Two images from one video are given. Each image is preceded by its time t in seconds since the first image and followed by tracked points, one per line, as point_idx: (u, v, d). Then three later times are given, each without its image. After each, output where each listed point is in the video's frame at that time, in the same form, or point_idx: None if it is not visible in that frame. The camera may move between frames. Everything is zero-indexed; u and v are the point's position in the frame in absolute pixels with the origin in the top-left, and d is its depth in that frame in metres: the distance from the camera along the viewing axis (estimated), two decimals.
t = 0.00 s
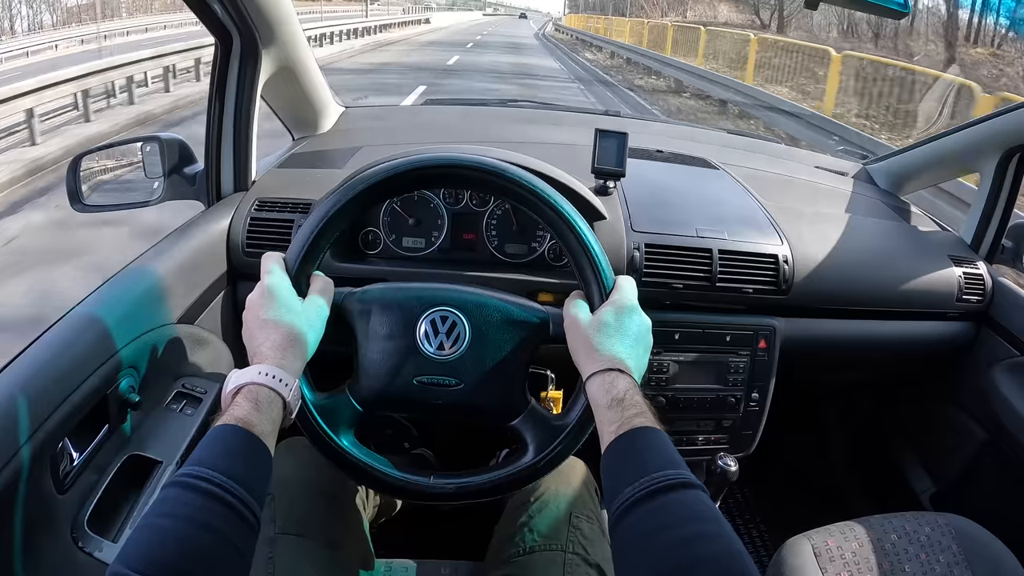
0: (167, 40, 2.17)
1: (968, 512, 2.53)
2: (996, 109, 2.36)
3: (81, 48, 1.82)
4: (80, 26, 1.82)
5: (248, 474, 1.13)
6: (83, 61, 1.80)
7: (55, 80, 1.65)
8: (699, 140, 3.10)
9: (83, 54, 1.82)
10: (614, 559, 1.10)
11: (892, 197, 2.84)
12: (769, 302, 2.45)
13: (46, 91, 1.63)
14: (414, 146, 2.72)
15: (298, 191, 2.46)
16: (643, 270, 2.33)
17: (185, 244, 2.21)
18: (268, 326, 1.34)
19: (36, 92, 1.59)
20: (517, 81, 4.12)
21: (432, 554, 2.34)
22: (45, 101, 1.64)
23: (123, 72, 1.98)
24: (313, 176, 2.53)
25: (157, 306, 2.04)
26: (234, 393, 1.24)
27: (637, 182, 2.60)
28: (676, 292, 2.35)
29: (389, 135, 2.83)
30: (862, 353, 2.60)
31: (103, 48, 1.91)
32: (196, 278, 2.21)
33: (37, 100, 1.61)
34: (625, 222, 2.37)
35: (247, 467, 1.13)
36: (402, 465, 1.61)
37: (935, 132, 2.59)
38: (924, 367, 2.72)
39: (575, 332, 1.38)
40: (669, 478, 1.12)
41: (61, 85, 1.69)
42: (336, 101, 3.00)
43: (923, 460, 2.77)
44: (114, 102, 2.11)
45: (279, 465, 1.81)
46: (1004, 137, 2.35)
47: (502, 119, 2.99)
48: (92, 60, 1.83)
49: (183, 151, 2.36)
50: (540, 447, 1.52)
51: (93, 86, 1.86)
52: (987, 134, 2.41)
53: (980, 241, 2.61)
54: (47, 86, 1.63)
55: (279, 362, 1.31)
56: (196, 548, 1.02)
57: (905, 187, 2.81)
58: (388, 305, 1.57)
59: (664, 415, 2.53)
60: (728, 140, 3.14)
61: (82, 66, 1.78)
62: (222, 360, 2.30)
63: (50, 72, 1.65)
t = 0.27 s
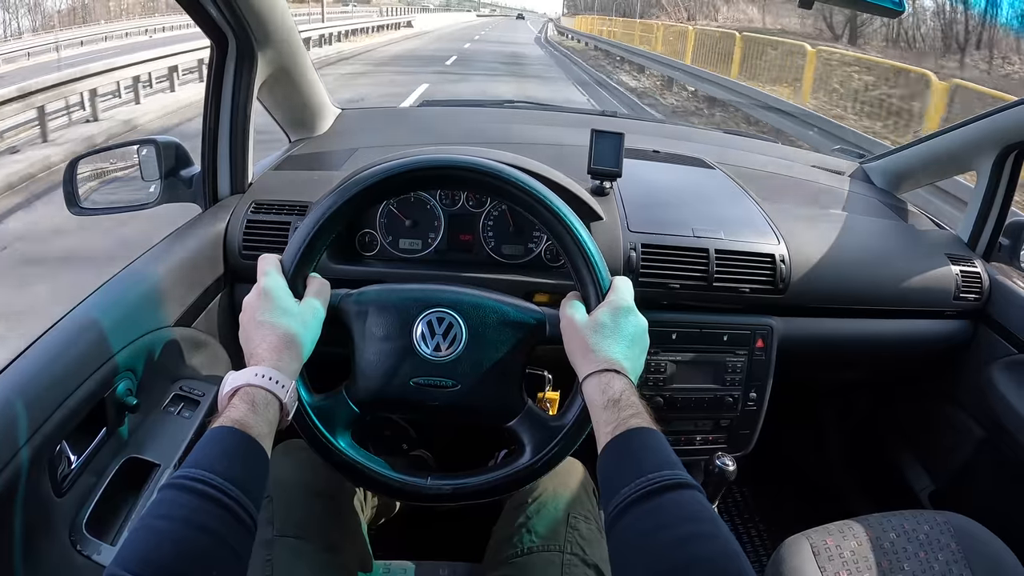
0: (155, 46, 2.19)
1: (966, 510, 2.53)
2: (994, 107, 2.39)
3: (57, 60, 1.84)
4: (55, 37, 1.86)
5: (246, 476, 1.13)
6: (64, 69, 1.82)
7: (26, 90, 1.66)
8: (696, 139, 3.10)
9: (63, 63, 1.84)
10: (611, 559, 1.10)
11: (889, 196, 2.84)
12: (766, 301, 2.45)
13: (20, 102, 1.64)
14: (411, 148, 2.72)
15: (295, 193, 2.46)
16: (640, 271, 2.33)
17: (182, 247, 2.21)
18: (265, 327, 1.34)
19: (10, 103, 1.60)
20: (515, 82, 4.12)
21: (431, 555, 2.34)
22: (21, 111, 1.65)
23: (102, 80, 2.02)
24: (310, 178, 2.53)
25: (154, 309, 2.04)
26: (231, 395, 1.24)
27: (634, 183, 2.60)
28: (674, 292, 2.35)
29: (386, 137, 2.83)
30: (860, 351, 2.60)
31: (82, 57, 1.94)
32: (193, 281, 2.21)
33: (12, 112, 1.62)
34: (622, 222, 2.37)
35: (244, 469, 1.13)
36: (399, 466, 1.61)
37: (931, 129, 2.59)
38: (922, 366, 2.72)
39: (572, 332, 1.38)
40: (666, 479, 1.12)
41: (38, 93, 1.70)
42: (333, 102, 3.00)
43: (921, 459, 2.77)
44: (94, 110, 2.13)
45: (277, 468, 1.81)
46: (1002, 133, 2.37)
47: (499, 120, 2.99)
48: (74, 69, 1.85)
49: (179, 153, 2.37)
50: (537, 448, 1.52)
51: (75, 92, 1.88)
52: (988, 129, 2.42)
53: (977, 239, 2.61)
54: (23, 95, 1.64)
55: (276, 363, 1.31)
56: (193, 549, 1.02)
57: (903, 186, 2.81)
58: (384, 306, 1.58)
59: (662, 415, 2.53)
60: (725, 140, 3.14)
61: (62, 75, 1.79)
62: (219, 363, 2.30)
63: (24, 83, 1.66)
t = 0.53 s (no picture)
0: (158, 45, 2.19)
1: (966, 511, 2.53)
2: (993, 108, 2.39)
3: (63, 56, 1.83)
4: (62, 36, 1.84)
5: (245, 474, 1.13)
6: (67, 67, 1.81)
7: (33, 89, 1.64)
8: (696, 139, 3.10)
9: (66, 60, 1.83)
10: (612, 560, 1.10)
11: (889, 196, 2.84)
12: (767, 301, 2.45)
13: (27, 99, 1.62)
14: (411, 147, 2.71)
15: (294, 192, 2.45)
16: (640, 270, 2.33)
17: (182, 247, 2.21)
18: (265, 326, 1.34)
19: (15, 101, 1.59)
20: (515, 82, 4.11)
21: (430, 555, 2.34)
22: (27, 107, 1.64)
23: (111, 78, 2.01)
24: (310, 177, 2.53)
25: (154, 308, 2.04)
26: (231, 393, 1.24)
27: (634, 182, 2.60)
28: (674, 292, 2.35)
29: (385, 136, 2.83)
30: (861, 351, 2.60)
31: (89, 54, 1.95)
32: (192, 280, 2.21)
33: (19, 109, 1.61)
34: (622, 221, 2.37)
35: (244, 468, 1.12)
36: (399, 465, 1.61)
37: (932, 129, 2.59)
38: (922, 366, 2.72)
39: (573, 333, 1.37)
40: (666, 480, 1.12)
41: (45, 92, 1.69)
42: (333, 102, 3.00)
43: (921, 459, 2.77)
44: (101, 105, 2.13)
45: (276, 467, 1.81)
46: (1001, 134, 2.38)
47: (500, 120, 2.99)
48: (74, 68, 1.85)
49: (179, 153, 2.36)
50: (537, 448, 1.52)
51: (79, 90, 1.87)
52: (988, 129, 2.41)
53: (978, 238, 2.62)
54: (29, 93, 1.63)
55: (276, 362, 1.30)
56: (193, 548, 1.02)
57: (903, 186, 2.81)
58: (384, 305, 1.57)
59: (662, 415, 2.53)
60: (725, 139, 3.13)
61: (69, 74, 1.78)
62: (218, 362, 2.30)
63: (29, 81, 1.65)
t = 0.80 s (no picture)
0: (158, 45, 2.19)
1: (965, 510, 2.53)
2: (990, 106, 2.39)
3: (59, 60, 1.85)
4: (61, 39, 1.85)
5: (240, 472, 1.13)
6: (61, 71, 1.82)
7: (26, 92, 1.66)
8: (694, 138, 3.10)
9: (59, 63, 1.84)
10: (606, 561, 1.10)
11: (887, 195, 2.83)
12: (765, 300, 2.44)
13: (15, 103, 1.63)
14: (408, 147, 2.72)
15: (292, 193, 2.46)
16: (637, 270, 2.33)
17: (180, 247, 2.21)
18: (259, 326, 1.34)
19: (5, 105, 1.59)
20: (513, 81, 4.11)
21: (427, 555, 2.34)
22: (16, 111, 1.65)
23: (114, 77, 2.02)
24: (307, 178, 2.53)
25: (152, 308, 2.04)
26: (225, 391, 1.24)
27: (631, 182, 2.60)
28: (671, 291, 2.35)
29: (383, 136, 2.83)
30: (859, 351, 2.60)
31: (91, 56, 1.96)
32: (190, 281, 2.21)
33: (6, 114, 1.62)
34: (619, 221, 2.37)
35: (239, 466, 1.13)
36: (394, 464, 1.61)
37: (931, 127, 2.58)
38: (921, 365, 2.72)
39: (568, 334, 1.37)
40: (660, 482, 1.12)
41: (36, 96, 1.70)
42: (330, 102, 3.00)
43: (920, 459, 2.77)
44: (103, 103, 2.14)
45: (273, 466, 1.82)
46: (999, 133, 2.37)
47: (497, 119, 2.99)
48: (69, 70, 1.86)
49: (176, 152, 2.34)
50: (531, 448, 1.52)
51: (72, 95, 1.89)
52: (987, 128, 2.41)
53: (977, 237, 2.62)
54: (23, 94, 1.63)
55: (271, 361, 1.30)
56: (187, 545, 1.02)
57: (902, 184, 2.81)
58: (380, 305, 1.57)
59: (659, 415, 2.53)
60: (724, 138, 3.13)
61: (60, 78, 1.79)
62: (216, 363, 2.30)
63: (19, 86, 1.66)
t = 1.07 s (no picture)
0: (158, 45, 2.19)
1: (967, 509, 2.53)
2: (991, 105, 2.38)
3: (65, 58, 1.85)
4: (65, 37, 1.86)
5: (239, 472, 1.12)
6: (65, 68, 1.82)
7: (27, 90, 1.65)
8: (694, 138, 3.09)
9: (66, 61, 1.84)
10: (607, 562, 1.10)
11: (888, 194, 2.83)
12: (766, 299, 2.44)
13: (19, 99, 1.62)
14: (409, 148, 2.71)
15: (292, 193, 2.46)
16: (638, 270, 2.33)
17: (181, 248, 2.21)
18: (259, 327, 1.33)
19: (9, 102, 1.59)
20: (513, 81, 4.11)
21: (429, 555, 2.33)
22: (22, 107, 1.64)
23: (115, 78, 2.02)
24: (308, 179, 2.53)
25: (152, 309, 2.04)
26: (225, 392, 1.24)
27: (632, 181, 2.59)
28: (673, 291, 2.35)
29: (383, 137, 2.83)
30: (861, 350, 2.59)
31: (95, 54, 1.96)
32: (190, 282, 2.21)
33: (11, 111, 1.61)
34: (620, 221, 2.37)
35: (239, 467, 1.12)
36: (395, 465, 1.61)
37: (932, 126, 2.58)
38: (923, 364, 2.71)
39: (568, 335, 1.37)
40: (661, 483, 1.12)
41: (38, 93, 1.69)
42: (331, 103, 3.00)
43: (922, 458, 2.76)
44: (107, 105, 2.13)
45: (274, 467, 1.82)
46: (1001, 131, 2.37)
47: (497, 119, 2.99)
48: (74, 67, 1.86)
49: (176, 155, 2.34)
50: (532, 449, 1.51)
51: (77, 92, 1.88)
52: (987, 126, 2.40)
53: (978, 236, 2.61)
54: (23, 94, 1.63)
55: (272, 361, 1.30)
56: (187, 545, 1.02)
57: (903, 184, 2.81)
58: (380, 305, 1.57)
59: (661, 415, 2.52)
60: (724, 138, 3.13)
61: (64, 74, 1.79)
62: (217, 363, 2.29)
63: (21, 83, 1.65)
